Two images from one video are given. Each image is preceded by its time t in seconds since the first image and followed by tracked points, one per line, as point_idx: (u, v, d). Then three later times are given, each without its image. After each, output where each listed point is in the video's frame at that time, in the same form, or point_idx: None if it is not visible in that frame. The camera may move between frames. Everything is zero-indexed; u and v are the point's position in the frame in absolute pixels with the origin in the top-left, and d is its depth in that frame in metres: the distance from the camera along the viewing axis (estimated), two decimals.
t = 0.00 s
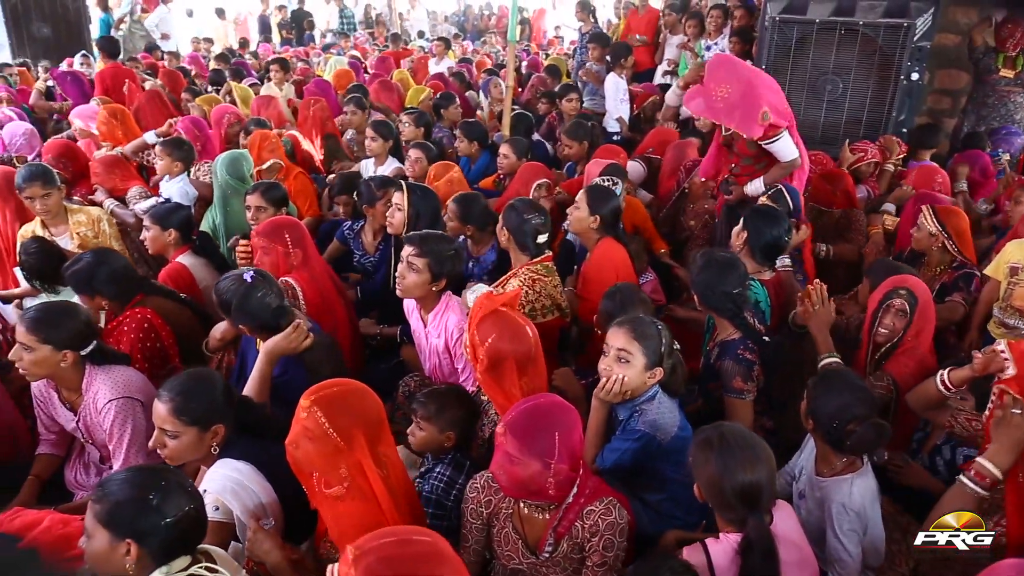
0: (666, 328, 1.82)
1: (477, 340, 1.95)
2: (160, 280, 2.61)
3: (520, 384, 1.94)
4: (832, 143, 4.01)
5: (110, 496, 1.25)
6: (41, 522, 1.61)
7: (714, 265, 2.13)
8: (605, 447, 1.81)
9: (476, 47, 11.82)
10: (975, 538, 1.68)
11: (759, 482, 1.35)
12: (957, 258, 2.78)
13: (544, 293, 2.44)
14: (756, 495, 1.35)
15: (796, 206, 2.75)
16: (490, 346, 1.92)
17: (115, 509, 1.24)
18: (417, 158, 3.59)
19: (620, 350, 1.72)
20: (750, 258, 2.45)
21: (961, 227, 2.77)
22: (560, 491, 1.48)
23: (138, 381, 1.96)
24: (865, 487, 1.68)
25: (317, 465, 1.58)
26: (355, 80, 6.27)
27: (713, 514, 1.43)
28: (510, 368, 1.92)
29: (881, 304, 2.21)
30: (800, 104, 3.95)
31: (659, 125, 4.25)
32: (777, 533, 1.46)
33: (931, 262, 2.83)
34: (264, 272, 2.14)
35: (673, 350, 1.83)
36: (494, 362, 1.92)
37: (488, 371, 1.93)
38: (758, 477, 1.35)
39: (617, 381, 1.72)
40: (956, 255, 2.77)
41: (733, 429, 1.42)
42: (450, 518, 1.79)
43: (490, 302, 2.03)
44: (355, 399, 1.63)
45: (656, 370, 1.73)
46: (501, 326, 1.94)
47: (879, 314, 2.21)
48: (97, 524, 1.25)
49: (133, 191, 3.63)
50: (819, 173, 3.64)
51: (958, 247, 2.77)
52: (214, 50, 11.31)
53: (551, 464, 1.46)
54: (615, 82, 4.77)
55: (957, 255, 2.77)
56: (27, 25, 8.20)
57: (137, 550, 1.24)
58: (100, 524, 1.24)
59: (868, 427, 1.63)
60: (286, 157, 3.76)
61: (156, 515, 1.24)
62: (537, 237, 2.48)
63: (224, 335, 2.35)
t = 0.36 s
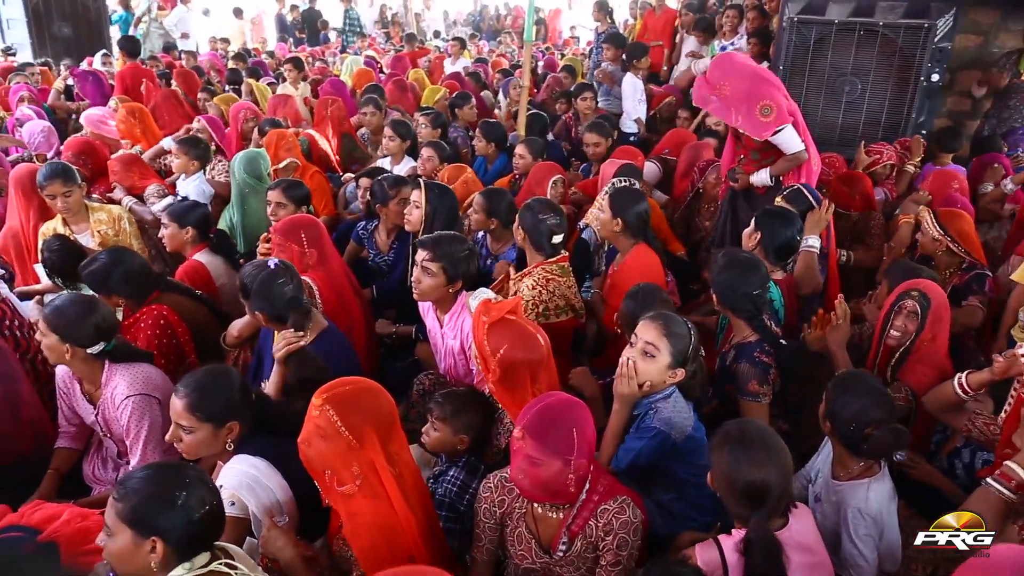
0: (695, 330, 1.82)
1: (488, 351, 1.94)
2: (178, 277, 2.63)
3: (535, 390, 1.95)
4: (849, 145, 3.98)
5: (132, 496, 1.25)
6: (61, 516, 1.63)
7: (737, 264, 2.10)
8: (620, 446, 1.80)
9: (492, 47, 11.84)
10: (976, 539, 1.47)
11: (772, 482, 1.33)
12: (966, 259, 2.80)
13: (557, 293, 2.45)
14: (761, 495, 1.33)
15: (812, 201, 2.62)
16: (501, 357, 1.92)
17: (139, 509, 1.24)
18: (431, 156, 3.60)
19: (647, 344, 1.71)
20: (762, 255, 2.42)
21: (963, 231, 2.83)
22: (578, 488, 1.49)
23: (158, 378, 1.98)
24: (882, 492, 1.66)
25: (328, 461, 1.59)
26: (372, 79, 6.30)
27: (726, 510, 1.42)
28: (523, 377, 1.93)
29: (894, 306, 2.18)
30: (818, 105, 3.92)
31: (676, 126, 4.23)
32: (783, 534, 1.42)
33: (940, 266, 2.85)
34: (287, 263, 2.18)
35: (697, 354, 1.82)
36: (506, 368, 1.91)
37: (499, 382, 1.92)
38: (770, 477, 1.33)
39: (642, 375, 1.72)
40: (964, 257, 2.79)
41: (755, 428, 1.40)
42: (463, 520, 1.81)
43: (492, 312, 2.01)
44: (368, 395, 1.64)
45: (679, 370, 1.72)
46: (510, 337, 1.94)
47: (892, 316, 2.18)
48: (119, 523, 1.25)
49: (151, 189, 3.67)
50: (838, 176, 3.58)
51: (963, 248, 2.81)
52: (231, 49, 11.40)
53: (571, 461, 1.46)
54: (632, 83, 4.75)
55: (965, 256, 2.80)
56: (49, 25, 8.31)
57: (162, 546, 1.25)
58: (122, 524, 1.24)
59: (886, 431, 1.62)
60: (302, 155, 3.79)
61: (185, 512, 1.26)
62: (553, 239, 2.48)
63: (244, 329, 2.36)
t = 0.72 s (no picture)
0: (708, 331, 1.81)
1: (500, 352, 1.94)
2: (192, 275, 2.66)
3: (547, 390, 1.94)
4: (865, 146, 3.95)
5: (162, 509, 1.23)
6: (76, 510, 1.65)
7: (747, 266, 2.09)
8: (633, 447, 1.80)
9: (504, 47, 11.83)
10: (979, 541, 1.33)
11: (783, 488, 1.33)
12: (973, 261, 2.76)
13: (570, 294, 2.45)
14: (772, 499, 1.33)
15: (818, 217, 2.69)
16: (513, 358, 1.92)
17: (171, 522, 1.23)
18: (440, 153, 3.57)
19: (660, 345, 1.70)
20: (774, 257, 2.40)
21: (970, 232, 2.76)
22: (590, 488, 1.49)
23: (172, 376, 2.00)
24: (897, 497, 1.65)
25: (337, 459, 1.59)
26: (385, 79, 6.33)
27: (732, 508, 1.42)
28: (535, 380, 1.93)
29: (905, 309, 2.17)
30: (832, 105, 3.90)
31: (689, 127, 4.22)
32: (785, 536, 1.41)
33: (947, 269, 2.82)
34: (306, 258, 2.20)
35: (710, 354, 1.81)
36: (517, 369, 1.91)
37: (510, 382, 1.92)
38: (782, 484, 1.33)
39: (655, 376, 1.71)
40: (972, 259, 2.76)
41: (774, 433, 1.39)
42: (473, 521, 1.84)
43: (507, 312, 2.00)
44: (379, 393, 1.64)
45: (692, 371, 1.71)
46: (523, 337, 1.94)
47: (903, 319, 2.17)
48: (147, 535, 1.23)
49: (165, 187, 3.70)
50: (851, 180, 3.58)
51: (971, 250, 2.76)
52: (246, 48, 11.48)
53: (582, 462, 1.46)
54: (643, 82, 4.84)
55: (972, 258, 2.76)
56: (66, 25, 8.39)
57: (194, 552, 1.26)
58: (151, 536, 1.23)
59: (903, 435, 1.61)
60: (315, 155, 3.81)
61: (218, 519, 1.26)
62: (566, 239, 2.48)
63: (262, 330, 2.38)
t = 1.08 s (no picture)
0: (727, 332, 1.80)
1: (517, 349, 1.94)
2: (212, 265, 2.64)
3: (563, 389, 1.94)
4: (885, 148, 3.97)
5: (205, 518, 1.22)
6: (96, 498, 1.67)
7: (764, 267, 2.07)
8: (650, 447, 1.80)
9: (523, 44, 11.80)
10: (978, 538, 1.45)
11: (777, 505, 1.28)
12: (994, 265, 2.73)
13: (587, 294, 2.43)
14: (768, 518, 1.29)
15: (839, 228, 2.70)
16: (530, 355, 1.92)
17: (216, 532, 1.22)
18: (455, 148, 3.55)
19: (680, 345, 1.69)
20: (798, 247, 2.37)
21: (990, 236, 2.75)
22: (607, 488, 1.48)
23: (187, 373, 1.98)
24: (917, 503, 1.64)
25: (352, 451, 1.59)
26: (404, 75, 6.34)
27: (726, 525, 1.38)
28: (551, 378, 1.92)
29: (930, 314, 2.13)
30: (854, 106, 3.96)
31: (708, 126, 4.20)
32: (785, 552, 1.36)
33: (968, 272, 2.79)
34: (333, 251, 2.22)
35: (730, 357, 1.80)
36: (532, 366, 1.91)
37: (526, 380, 1.92)
38: (775, 499, 1.28)
39: (674, 376, 1.70)
40: (993, 263, 2.72)
41: (766, 447, 1.35)
42: (485, 519, 1.83)
43: (516, 310, 2.00)
44: (397, 384, 1.65)
45: (711, 372, 1.70)
46: (540, 335, 1.94)
47: (928, 324, 2.13)
48: (189, 541, 1.23)
49: (185, 181, 3.72)
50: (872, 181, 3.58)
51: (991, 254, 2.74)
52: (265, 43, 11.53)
53: (600, 461, 1.45)
54: (661, 80, 4.82)
55: (994, 262, 2.73)
56: (90, 19, 8.48)
57: (234, 557, 1.27)
58: (193, 543, 1.23)
59: (923, 440, 1.59)
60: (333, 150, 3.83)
61: (259, 527, 1.27)
62: (585, 238, 2.46)
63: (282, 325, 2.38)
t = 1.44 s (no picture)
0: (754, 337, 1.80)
1: (533, 347, 1.94)
2: (236, 259, 2.67)
3: (579, 389, 1.93)
4: (910, 150, 4.03)
5: (242, 538, 1.21)
6: (116, 491, 1.70)
7: (791, 269, 2.06)
8: (670, 450, 1.79)
9: (544, 44, 11.76)
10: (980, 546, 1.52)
11: (822, 513, 1.27)
12: None
13: (605, 295, 2.42)
14: (814, 526, 1.27)
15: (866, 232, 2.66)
16: (546, 355, 1.91)
17: (254, 550, 1.22)
18: (475, 149, 3.56)
19: (705, 347, 1.69)
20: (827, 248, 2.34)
21: None
22: (621, 488, 1.47)
23: (208, 369, 1.99)
24: (940, 512, 1.62)
25: (374, 448, 1.60)
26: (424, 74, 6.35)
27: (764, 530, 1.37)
28: (566, 379, 1.92)
29: (961, 322, 2.09)
30: (879, 107, 4.08)
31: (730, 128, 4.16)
32: (821, 557, 1.33)
33: (998, 278, 2.74)
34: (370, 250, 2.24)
35: (755, 362, 1.78)
36: (550, 365, 1.90)
37: (542, 378, 1.91)
38: (820, 507, 1.27)
39: (697, 377, 1.70)
40: None
41: (809, 456, 1.35)
42: (503, 518, 1.83)
43: (535, 307, 2.00)
44: (418, 382, 1.65)
45: (735, 375, 1.70)
46: (558, 334, 1.93)
47: (959, 332, 2.09)
48: (227, 561, 1.22)
49: (207, 176, 3.74)
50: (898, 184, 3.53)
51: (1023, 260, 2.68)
52: (287, 41, 11.60)
53: (614, 459, 1.44)
54: (681, 81, 4.80)
55: None
56: (115, 16, 8.58)
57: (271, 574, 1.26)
58: (232, 563, 1.22)
59: (947, 448, 1.56)
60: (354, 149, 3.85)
61: (296, 543, 1.26)
62: (605, 239, 2.45)
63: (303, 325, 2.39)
